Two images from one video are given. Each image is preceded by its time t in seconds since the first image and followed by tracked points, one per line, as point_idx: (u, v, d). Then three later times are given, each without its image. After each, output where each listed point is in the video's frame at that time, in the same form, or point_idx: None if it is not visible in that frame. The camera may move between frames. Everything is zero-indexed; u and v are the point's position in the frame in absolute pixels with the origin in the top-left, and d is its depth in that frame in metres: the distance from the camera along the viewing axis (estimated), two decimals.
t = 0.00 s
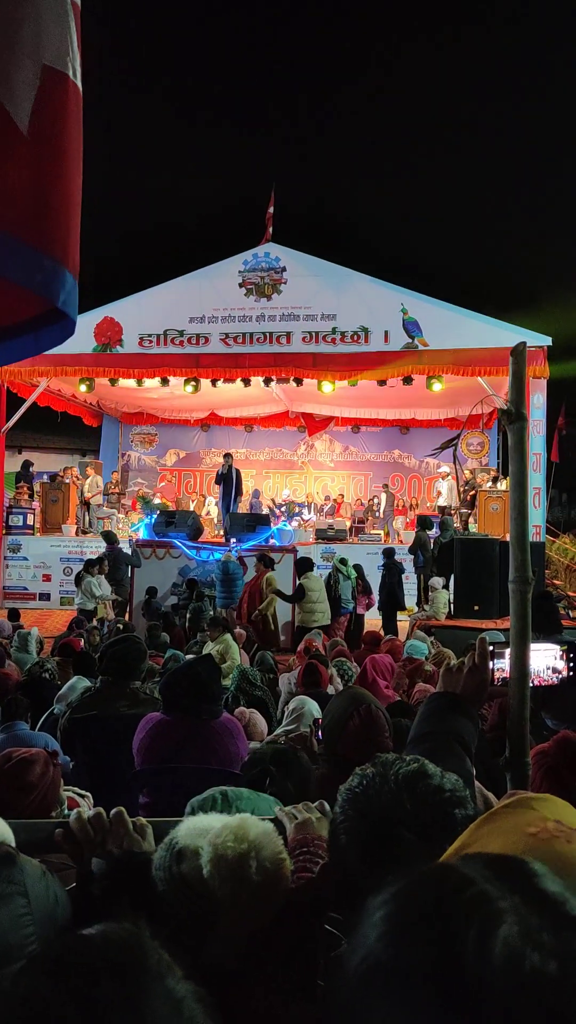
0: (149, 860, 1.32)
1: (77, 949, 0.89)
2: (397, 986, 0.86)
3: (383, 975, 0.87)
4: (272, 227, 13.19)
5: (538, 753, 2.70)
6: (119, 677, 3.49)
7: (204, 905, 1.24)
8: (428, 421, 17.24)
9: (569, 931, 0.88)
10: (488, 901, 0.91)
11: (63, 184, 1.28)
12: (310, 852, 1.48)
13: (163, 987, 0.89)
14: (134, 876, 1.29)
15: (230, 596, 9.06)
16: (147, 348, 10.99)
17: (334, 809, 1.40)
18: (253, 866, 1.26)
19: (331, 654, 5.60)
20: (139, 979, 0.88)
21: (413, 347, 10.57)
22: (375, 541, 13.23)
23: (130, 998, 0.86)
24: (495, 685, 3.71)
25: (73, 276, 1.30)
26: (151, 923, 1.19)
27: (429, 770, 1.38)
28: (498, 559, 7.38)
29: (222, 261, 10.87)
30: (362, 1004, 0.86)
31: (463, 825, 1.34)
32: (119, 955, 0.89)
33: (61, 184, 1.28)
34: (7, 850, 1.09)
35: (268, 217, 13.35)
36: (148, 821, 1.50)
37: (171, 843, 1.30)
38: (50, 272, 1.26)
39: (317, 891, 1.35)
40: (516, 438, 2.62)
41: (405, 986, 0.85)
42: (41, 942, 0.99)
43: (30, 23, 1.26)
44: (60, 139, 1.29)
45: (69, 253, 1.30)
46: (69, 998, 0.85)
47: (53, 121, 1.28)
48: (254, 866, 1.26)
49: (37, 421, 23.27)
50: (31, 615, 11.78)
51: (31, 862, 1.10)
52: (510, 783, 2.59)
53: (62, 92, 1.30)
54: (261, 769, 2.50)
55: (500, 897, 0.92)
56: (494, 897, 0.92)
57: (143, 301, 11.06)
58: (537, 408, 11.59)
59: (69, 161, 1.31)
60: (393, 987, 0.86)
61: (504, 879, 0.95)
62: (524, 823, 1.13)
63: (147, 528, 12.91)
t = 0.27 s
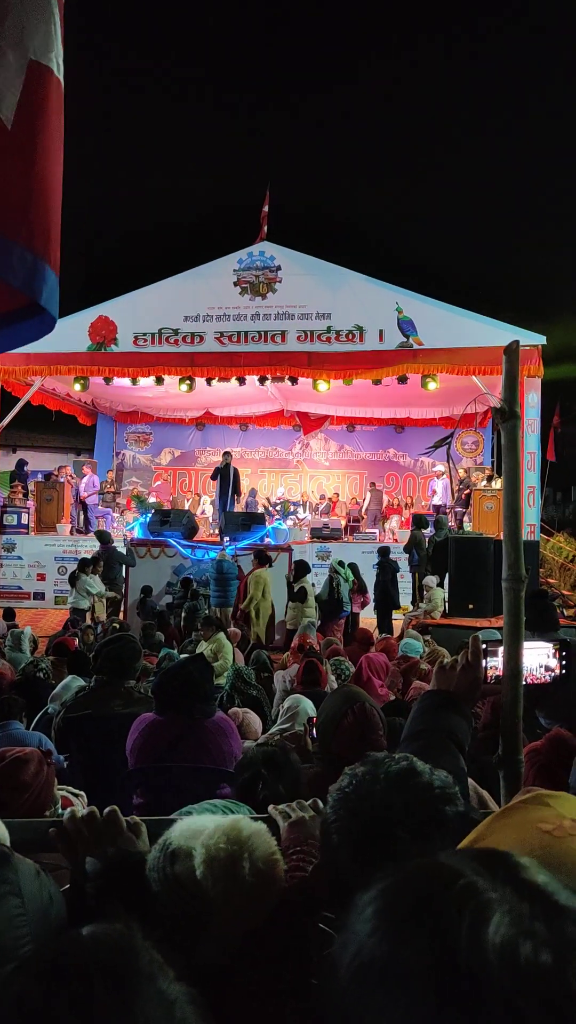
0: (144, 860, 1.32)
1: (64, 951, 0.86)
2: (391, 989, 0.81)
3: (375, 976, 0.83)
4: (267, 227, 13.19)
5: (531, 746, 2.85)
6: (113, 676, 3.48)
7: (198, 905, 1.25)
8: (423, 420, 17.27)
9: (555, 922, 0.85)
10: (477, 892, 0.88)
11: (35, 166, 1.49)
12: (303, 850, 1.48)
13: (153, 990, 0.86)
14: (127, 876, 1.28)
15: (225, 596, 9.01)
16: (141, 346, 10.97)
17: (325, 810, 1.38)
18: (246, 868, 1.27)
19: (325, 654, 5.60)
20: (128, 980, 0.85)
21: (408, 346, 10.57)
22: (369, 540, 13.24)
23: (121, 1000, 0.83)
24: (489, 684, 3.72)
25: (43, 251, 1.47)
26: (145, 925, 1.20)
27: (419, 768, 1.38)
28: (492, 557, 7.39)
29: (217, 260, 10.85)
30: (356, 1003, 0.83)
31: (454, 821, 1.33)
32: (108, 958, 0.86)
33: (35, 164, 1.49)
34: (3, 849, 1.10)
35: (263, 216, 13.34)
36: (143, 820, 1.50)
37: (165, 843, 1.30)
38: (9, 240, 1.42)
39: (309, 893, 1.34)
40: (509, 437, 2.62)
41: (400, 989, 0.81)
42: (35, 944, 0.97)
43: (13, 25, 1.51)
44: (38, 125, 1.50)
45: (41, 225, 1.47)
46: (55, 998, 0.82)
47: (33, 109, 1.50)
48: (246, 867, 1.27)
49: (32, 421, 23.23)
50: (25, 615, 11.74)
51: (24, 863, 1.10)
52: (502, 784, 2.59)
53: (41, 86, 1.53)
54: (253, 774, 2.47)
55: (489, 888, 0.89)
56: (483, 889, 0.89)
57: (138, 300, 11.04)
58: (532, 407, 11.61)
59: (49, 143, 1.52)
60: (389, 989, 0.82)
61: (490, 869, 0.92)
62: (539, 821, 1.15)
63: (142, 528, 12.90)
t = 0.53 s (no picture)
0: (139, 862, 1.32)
1: (54, 954, 0.83)
2: (390, 992, 0.76)
3: (373, 980, 0.78)
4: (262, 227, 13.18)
5: (525, 746, 2.87)
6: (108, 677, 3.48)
7: (194, 905, 1.25)
8: (418, 420, 17.29)
9: (555, 922, 0.80)
10: (474, 893, 0.83)
11: (37, 169, 1.50)
12: (298, 851, 1.49)
13: (151, 994, 0.82)
14: (123, 874, 1.30)
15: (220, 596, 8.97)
16: (136, 346, 10.96)
17: (319, 811, 1.39)
18: (240, 867, 1.27)
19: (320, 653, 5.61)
20: (124, 984, 0.81)
21: (403, 346, 10.58)
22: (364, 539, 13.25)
23: (119, 1000, 0.80)
24: (482, 684, 3.73)
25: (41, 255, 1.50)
26: (142, 925, 1.21)
27: (411, 768, 1.38)
28: (487, 558, 7.40)
29: (212, 260, 10.84)
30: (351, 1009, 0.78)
31: (446, 820, 1.32)
32: (106, 963, 0.82)
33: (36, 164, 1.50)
34: (6, 849, 1.08)
35: (258, 216, 13.34)
36: (138, 822, 1.51)
37: (160, 844, 1.31)
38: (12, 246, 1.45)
39: (306, 895, 1.36)
40: (503, 438, 2.63)
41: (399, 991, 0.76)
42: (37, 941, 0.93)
43: (15, 19, 1.49)
44: (40, 130, 1.51)
45: (41, 229, 1.50)
46: (48, 1001, 0.79)
47: (36, 110, 1.51)
48: (242, 867, 1.27)
49: (27, 421, 23.20)
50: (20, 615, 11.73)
51: (30, 862, 1.10)
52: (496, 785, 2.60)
53: (43, 85, 1.53)
54: (252, 774, 2.49)
55: (486, 889, 0.84)
56: (481, 890, 0.84)
57: (133, 299, 11.04)
58: (526, 408, 11.62)
59: (49, 144, 1.53)
60: (388, 991, 0.76)
61: (486, 870, 0.87)
62: (557, 818, 1.16)
63: (137, 528, 12.89)
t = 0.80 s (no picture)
0: (138, 862, 1.31)
1: (63, 956, 0.84)
2: (395, 992, 0.78)
3: (380, 985, 0.79)
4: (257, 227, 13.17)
5: (519, 746, 2.87)
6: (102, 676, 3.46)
7: (191, 905, 1.25)
8: (412, 420, 17.31)
9: (563, 924, 0.81)
10: (481, 896, 0.83)
11: (44, 169, 1.44)
12: (294, 851, 1.49)
13: (157, 997, 0.83)
14: (122, 874, 1.27)
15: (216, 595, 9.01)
16: (131, 346, 10.96)
17: (317, 812, 1.38)
18: (239, 867, 1.28)
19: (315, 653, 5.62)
20: (128, 986, 0.82)
21: (398, 346, 10.59)
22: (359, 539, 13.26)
23: (123, 999, 0.81)
24: (476, 684, 3.73)
25: (47, 255, 1.44)
26: (141, 921, 1.18)
27: (409, 769, 1.38)
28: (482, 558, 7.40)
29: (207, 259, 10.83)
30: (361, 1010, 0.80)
31: (444, 821, 1.32)
32: (111, 964, 0.84)
33: (45, 163, 1.45)
34: (8, 848, 1.05)
35: (253, 216, 13.33)
36: (137, 822, 1.52)
37: (158, 845, 1.30)
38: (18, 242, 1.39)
39: (303, 896, 1.36)
40: (497, 438, 2.63)
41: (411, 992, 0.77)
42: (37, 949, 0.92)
43: (27, 17, 1.45)
44: (50, 131, 1.46)
45: (48, 228, 1.44)
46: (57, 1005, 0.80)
47: (46, 110, 1.46)
48: (239, 866, 1.28)
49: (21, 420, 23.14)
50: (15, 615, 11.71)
51: (32, 865, 1.06)
52: (490, 786, 2.60)
53: (52, 87, 1.48)
54: (251, 768, 2.52)
55: (493, 892, 0.85)
56: (488, 894, 0.84)
57: (128, 299, 11.02)
58: (521, 408, 11.64)
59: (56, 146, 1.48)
60: (394, 995, 0.78)
61: (493, 874, 0.88)
62: (566, 822, 1.16)
63: (131, 528, 12.88)
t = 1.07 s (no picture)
0: (135, 863, 1.31)
1: (63, 956, 0.83)
2: (401, 989, 0.77)
3: (386, 983, 0.79)
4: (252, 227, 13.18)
5: (513, 746, 2.89)
6: (98, 677, 3.47)
7: (188, 903, 1.26)
8: (407, 421, 17.35)
9: (565, 918, 0.82)
10: (485, 892, 0.85)
11: (60, 175, 1.46)
12: (290, 851, 1.50)
13: (160, 996, 0.82)
14: (121, 874, 1.28)
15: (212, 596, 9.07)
16: (126, 345, 10.95)
17: (315, 813, 1.39)
18: (235, 867, 1.29)
19: (310, 654, 5.63)
20: (130, 981, 0.81)
21: (393, 347, 10.61)
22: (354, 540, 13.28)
23: (123, 999, 0.80)
24: (471, 684, 3.75)
25: (64, 262, 1.45)
26: (142, 921, 1.21)
27: (407, 770, 1.39)
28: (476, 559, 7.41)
29: (203, 259, 10.83)
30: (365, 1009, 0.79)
31: (441, 823, 1.33)
32: (112, 963, 0.82)
33: (60, 170, 1.47)
34: (3, 846, 1.08)
35: (248, 216, 13.34)
36: (134, 821, 1.52)
37: (156, 845, 1.30)
38: (41, 251, 1.40)
39: (298, 899, 1.37)
40: (491, 440, 2.65)
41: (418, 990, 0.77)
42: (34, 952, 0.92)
43: (49, 26, 1.46)
44: (65, 139, 1.49)
45: (65, 235, 1.46)
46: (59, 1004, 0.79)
47: (62, 118, 1.48)
48: (236, 866, 1.29)
49: (16, 420, 23.11)
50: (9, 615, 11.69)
51: (28, 864, 1.09)
52: (485, 786, 2.61)
53: (69, 95, 1.51)
54: (248, 766, 2.53)
55: (498, 889, 0.86)
56: (493, 890, 0.85)
57: (123, 299, 11.02)
58: (516, 409, 11.68)
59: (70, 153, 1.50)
60: (401, 991, 0.77)
61: (498, 871, 0.89)
62: (568, 823, 1.17)
63: (126, 528, 12.87)
